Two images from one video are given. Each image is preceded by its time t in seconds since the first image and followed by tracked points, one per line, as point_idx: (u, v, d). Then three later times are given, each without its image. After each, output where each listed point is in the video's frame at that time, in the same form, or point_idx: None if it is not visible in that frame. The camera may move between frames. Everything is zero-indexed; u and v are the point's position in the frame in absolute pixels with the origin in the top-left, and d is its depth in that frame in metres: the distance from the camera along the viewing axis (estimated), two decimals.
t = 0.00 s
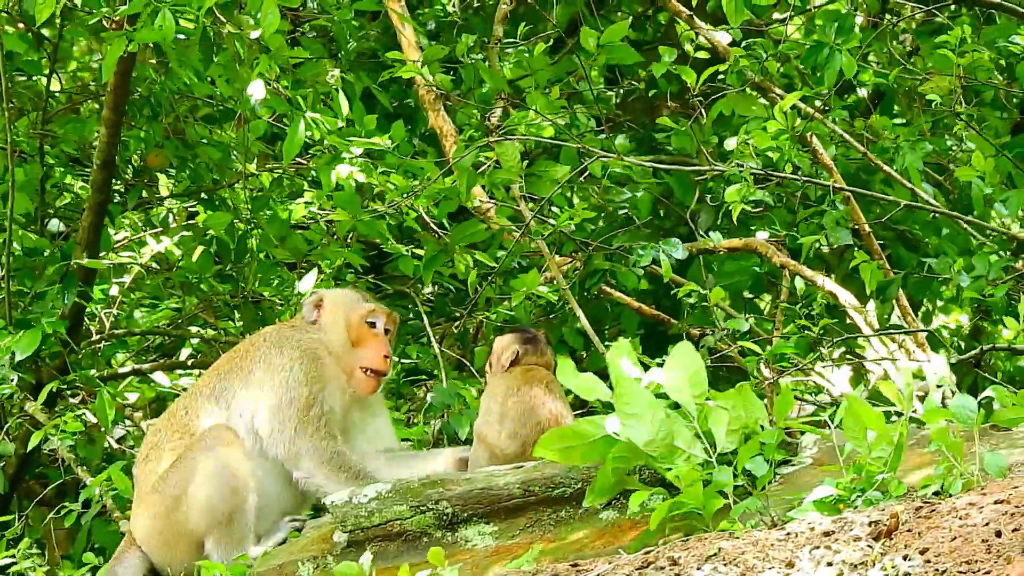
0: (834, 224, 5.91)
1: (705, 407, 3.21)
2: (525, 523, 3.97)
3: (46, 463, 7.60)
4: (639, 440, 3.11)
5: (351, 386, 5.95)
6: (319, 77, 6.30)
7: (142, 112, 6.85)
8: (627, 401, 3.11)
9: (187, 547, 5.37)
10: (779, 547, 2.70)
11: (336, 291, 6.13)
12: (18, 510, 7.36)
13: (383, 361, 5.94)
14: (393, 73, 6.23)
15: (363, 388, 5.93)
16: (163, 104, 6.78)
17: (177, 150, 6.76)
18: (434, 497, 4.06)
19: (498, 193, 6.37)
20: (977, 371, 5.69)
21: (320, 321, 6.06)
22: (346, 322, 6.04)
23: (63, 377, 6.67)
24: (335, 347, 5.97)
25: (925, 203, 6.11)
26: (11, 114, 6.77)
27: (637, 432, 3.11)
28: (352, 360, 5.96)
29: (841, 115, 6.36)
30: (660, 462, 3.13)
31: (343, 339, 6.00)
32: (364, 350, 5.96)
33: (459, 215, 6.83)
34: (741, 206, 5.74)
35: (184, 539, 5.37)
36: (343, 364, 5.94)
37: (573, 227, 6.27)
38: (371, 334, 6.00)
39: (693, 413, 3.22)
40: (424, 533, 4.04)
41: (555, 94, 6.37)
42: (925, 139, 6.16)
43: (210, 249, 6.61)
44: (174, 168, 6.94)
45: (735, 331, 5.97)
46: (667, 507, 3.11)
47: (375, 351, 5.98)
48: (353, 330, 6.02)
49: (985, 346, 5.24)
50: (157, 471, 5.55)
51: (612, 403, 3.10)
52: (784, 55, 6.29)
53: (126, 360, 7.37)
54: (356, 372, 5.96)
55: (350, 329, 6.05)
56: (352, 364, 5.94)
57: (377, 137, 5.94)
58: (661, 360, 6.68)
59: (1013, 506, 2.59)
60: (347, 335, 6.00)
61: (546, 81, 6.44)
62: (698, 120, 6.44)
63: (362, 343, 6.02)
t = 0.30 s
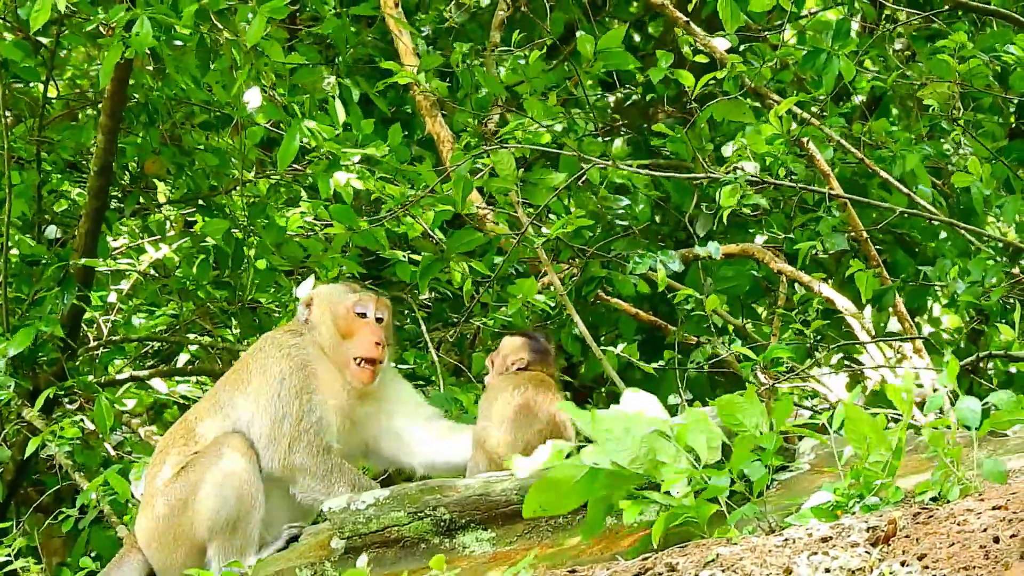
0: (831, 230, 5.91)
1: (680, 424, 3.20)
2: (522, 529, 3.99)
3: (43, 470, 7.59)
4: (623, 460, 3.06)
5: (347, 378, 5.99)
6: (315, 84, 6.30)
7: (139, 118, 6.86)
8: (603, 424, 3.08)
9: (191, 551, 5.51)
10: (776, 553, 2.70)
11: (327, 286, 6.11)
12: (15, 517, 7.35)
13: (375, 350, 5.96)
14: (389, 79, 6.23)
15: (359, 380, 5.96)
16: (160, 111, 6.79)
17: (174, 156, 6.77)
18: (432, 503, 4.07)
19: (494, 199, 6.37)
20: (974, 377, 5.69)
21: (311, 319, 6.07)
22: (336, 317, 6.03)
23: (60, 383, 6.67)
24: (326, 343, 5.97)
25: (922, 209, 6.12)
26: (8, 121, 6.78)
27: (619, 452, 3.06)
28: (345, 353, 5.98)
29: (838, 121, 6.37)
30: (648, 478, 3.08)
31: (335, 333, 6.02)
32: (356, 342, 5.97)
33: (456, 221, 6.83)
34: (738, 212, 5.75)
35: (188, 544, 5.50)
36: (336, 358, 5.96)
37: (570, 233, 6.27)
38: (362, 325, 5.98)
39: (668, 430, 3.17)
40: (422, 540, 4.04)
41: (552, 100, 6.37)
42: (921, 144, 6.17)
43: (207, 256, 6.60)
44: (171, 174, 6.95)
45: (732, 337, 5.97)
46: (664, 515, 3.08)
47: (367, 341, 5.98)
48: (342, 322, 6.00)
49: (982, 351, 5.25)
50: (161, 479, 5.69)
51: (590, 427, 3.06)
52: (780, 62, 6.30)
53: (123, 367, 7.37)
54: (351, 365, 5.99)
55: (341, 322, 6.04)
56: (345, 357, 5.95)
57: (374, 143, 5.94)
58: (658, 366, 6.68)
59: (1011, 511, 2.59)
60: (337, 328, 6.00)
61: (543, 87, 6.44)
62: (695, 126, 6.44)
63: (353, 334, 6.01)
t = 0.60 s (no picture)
0: (828, 236, 5.92)
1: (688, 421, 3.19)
2: (520, 535, 3.95)
3: (41, 475, 7.58)
4: (628, 462, 3.08)
5: (340, 399, 5.83)
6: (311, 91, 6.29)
7: (136, 124, 6.87)
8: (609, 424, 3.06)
9: (189, 558, 5.56)
10: (774, 558, 2.70)
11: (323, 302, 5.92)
12: (12, 522, 7.34)
13: (367, 375, 5.75)
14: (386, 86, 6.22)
15: (351, 403, 5.80)
16: (157, 117, 6.80)
17: (171, 162, 6.77)
18: (430, 509, 4.06)
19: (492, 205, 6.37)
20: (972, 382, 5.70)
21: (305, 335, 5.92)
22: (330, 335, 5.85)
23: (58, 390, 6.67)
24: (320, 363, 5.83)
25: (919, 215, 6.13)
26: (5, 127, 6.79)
27: (625, 454, 3.07)
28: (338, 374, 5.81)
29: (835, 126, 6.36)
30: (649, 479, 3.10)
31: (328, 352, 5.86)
32: (348, 364, 5.79)
33: (453, 226, 6.82)
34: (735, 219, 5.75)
35: (186, 551, 5.56)
36: (329, 378, 5.81)
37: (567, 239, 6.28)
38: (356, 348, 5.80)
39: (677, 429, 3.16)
40: (420, 546, 4.03)
41: (549, 105, 6.37)
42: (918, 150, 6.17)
43: (204, 261, 6.60)
44: (169, 180, 6.95)
45: (729, 343, 5.97)
46: (666, 518, 3.12)
47: (361, 363, 5.79)
48: (336, 342, 5.83)
49: (980, 357, 5.25)
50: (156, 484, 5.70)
51: (596, 428, 3.05)
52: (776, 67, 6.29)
53: (120, 372, 7.36)
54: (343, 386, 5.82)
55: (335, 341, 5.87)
56: (338, 378, 5.79)
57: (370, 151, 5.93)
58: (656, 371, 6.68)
59: (1009, 517, 2.60)
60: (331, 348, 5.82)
61: (540, 93, 6.44)
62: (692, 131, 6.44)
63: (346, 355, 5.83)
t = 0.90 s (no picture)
0: (827, 243, 5.93)
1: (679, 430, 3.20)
2: (518, 540, 3.95)
3: (39, 480, 7.58)
4: (621, 469, 3.08)
5: (346, 404, 5.88)
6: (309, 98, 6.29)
7: (134, 129, 6.88)
8: (602, 433, 3.08)
9: (189, 561, 5.56)
10: (771, 564, 2.71)
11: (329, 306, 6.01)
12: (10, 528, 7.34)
13: (375, 376, 5.80)
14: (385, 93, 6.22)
15: (360, 406, 5.84)
16: (156, 122, 6.81)
17: (169, 167, 6.78)
18: (428, 515, 4.05)
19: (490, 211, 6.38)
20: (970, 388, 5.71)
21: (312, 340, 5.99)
22: (336, 341, 5.93)
23: (56, 395, 6.67)
24: (326, 368, 5.90)
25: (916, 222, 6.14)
26: (4, 132, 6.79)
27: (617, 462, 3.08)
28: (346, 379, 5.88)
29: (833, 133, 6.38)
30: (642, 486, 3.10)
31: (335, 358, 5.93)
32: (355, 369, 5.87)
33: (451, 232, 6.83)
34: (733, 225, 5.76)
35: (186, 554, 5.57)
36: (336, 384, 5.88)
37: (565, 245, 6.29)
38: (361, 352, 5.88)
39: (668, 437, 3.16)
40: (418, 551, 4.02)
41: (547, 111, 6.38)
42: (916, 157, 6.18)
43: (203, 267, 6.60)
44: (168, 186, 6.95)
45: (727, 349, 5.98)
46: (660, 526, 3.09)
47: (367, 367, 5.86)
48: (343, 348, 5.91)
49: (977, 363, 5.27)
50: (159, 488, 5.72)
51: (590, 434, 3.07)
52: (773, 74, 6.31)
53: (118, 377, 7.36)
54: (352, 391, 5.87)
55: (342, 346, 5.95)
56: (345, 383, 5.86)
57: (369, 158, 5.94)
58: (653, 377, 6.69)
59: (1005, 523, 2.61)
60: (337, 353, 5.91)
61: (538, 99, 6.45)
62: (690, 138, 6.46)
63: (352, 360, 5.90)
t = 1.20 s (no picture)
0: (826, 250, 5.93)
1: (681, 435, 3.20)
2: (516, 548, 3.96)
3: (38, 487, 7.58)
4: (620, 477, 3.08)
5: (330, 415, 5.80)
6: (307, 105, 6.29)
7: (133, 136, 6.88)
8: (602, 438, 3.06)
9: (187, 569, 5.45)
10: (768, 572, 2.72)
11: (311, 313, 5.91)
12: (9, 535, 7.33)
13: (358, 389, 5.77)
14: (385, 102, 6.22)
15: (341, 418, 5.79)
16: (155, 130, 6.82)
17: (168, 175, 6.79)
18: (426, 522, 4.02)
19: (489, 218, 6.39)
20: (968, 396, 5.72)
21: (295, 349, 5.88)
22: (319, 349, 5.82)
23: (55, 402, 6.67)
24: (311, 377, 5.79)
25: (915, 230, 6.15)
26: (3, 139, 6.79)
27: (617, 469, 3.07)
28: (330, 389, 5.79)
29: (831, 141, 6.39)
30: (643, 493, 3.10)
31: (319, 366, 5.82)
32: (340, 379, 5.78)
33: (450, 239, 6.83)
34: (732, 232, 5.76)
35: (183, 563, 5.45)
36: (320, 394, 5.78)
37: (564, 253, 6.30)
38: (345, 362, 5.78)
39: (669, 444, 3.16)
40: (415, 559, 4.01)
41: (546, 119, 6.39)
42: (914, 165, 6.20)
43: (202, 274, 6.60)
44: (166, 193, 6.96)
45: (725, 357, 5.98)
46: (660, 533, 3.13)
47: (352, 377, 5.78)
48: (326, 356, 5.80)
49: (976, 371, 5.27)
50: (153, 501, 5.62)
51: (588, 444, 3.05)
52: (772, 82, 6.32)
53: (117, 385, 7.37)
54: (334, 401, 5.80)
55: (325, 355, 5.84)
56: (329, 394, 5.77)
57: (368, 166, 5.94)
58: (652, 385, 6.70)
59: (1003, 531, 2.62)
60: (321, 362, 5.80)
61: (537, 107, 6.46)
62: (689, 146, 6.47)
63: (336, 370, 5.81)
